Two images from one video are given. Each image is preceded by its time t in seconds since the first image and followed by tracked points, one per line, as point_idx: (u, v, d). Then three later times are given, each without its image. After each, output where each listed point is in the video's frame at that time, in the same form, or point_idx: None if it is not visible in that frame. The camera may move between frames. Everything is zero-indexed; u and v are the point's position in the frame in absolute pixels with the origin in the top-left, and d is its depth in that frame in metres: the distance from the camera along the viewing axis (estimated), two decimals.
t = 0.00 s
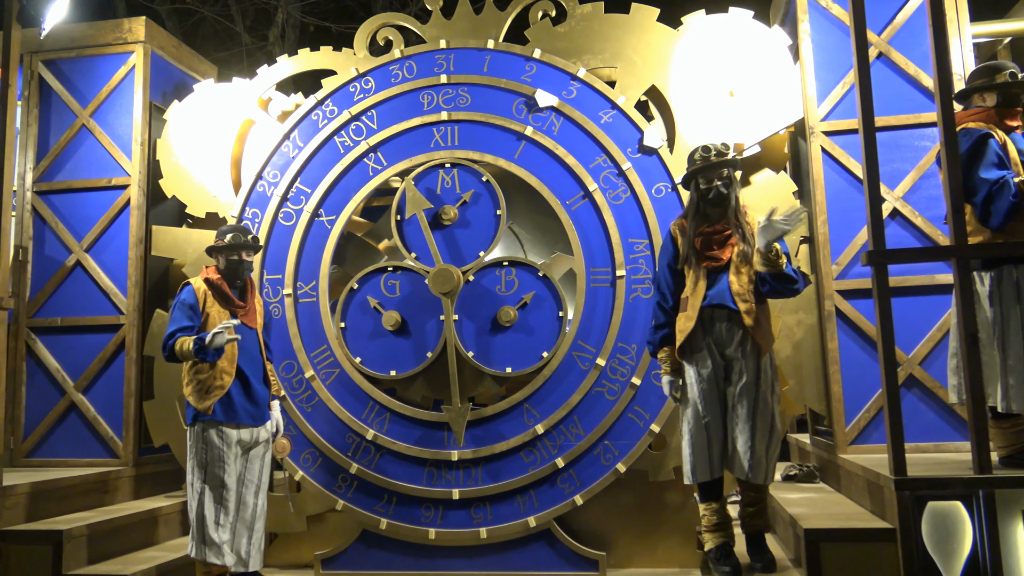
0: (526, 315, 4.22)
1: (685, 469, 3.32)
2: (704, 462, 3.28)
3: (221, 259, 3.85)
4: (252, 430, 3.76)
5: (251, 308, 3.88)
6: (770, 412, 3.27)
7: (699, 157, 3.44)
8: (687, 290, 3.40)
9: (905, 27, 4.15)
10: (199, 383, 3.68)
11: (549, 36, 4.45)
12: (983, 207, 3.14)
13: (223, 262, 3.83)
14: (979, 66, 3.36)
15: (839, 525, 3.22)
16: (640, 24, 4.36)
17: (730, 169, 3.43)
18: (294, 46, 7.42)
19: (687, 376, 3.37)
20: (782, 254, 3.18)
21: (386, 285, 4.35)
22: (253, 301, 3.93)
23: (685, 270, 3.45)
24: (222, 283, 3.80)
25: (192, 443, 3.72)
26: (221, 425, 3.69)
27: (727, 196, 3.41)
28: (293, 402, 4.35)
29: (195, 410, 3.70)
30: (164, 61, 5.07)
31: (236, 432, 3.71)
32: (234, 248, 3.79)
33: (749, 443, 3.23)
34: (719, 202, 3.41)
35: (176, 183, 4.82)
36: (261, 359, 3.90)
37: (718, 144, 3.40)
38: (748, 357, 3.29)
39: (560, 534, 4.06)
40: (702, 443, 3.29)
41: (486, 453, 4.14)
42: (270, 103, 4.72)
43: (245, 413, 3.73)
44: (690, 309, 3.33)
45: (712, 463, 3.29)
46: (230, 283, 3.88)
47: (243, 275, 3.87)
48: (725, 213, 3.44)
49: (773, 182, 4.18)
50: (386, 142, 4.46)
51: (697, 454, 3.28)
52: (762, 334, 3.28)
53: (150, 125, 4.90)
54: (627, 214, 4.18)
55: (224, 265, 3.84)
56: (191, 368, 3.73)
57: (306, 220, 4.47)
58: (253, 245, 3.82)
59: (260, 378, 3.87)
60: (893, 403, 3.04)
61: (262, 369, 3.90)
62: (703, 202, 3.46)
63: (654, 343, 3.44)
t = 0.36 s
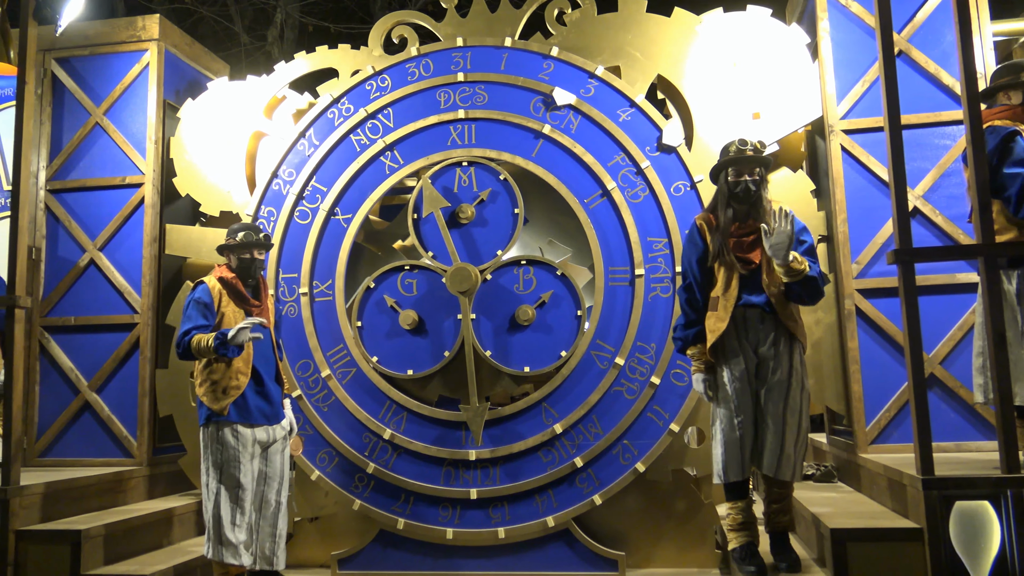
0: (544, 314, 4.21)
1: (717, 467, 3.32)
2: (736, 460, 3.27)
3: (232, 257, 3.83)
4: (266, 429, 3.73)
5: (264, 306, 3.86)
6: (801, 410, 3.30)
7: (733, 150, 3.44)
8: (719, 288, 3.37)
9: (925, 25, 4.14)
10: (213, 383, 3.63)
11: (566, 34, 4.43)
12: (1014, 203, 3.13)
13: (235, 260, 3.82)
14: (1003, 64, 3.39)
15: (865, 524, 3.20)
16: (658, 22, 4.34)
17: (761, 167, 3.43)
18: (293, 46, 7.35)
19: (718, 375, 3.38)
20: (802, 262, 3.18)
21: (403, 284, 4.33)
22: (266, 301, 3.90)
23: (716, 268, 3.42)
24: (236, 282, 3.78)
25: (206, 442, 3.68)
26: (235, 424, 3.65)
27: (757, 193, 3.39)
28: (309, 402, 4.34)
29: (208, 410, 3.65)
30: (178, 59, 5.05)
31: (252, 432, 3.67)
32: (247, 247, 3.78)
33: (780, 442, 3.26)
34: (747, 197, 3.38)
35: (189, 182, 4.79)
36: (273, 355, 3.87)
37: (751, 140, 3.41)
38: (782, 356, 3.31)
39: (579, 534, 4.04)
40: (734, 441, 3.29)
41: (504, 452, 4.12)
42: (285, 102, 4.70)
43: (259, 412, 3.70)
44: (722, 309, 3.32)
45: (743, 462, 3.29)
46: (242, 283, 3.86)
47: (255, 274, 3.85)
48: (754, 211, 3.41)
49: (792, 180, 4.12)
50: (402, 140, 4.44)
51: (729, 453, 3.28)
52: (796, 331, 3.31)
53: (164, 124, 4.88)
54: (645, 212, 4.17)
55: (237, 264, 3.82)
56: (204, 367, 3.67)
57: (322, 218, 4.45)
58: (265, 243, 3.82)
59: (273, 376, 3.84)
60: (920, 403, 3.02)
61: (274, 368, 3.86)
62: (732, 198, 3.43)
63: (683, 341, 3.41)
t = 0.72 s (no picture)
0: (561, 311, 4.19)
1: (737, 466, 3.31)
2: (756, 459, 3.26)
3: (251, 253, 3.79)
4: (285, 425, 3.71)
5: (286, 301, 3.84)
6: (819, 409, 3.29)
7: (759, 145, 3.42)
8: (738, 283, 3.37)
9: (944, 22, 4.13)
10: (237, 376, 3.64)
11: (581, 31, 4.41)
12: None
13: (254, 254, 3.77)
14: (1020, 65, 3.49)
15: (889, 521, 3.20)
16: (675, 19, 4.33)
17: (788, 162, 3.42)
18: (290, 46, 7.26)
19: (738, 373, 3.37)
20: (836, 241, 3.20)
21: (419, 281, 4.31)
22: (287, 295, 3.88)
23: (736, 264, 3.42)
24: (258, 278, 3.76)
25: (229, 438, 3.67)
26: (256, 419, 3.64)
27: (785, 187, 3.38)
28: (325, 400, 4.32)
29: (232, 405, 3.65)
30: (190, 56, 5.03)
31: (272, 428, 3.66)
32: (268, 248, 3.74)
33: (801, 441, 3.27)
34: (775, 191, 3.38)
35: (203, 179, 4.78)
36: (297, 352, 3.82)
37: (776, 135, 3.41)
38: (800, 357, 3.29)
39: (597, 532, 4.03)
40: (754, 440, 3.27)
41: (521, 450, 4.10)
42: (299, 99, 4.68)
43: (281, 404, 3.69)
44: (741, 304, 3.32)
45: (762, 462, 3.28)
46: (264, 279, 3.84)
47: (276, 270, 3.83)
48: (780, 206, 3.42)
49: (810, 178, 4.12)
50: (418, 137, 4.43)
51: (749, 452, 3.27)
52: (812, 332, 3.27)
53: (177, 121, 4.86)
54: (663, 209, 4.16)
55: (257, 260, 3.78)
56: (228, 362, 3.69)
57: (337, 216, 4.43)
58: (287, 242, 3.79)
59: (297, 374, 3.81)
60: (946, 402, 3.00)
61: (297, 364, 3.82)
62: (762, 191, 3.41)
63: (705, 338, 3.44)
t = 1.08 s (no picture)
0: (580, 309, 4.17)
1: (756, 464, 3.31)
2: (775, 457, 3.25)
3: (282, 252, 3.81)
4: (312, 422, 3.70)
5: (312, 301, 3.80)
6: (839, 405, 3.25)
7: (775, 144, 3.41)
8: (756, 279, 3.34)
9: (964, 18, 4.11)
10: (261, 374, 3.65)
11: (598, 28, 4.39)
12: None
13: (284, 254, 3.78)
14: None
15: (915, 519, 3.19)
16: (692, 15, 4.31)
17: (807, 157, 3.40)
18: (288, 44, 7.30)
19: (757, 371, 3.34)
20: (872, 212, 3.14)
21: (436, 279, 4.29)
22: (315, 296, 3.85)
23: (753, 261, 3.40)
24: (284, 278, 3.76)
25: (258, 433, 3.66)
26: (281, 415, 3.62)
27: (805, 182, 3.35)
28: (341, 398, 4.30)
29: (255, 402, 3.65)
30: (203, 52, 5.01)
31: (298, 423, 3.64)
32: (296, 243, 3.78)
33: (821, 439, 3.23)
34: (795, 186, 3.36)
35: (216, 176, 4.75)
36: (321, 353, 3.81)
37: (793, 131, 3.38)
38: (820, 354, 3.25)
39: (617, 531, 4.02)
40: (773, 439, 3.26)
41: (541, 448, 4.09)
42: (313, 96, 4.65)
43: (303, 404, 3.66)
44: (761, 298, 3.29)
45: (783, 460, 3.27)
46: (293, 280, 3.83)
47: (305, 271, 3.81)
48: (801, 201, 3.40)
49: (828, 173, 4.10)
50: (435, 134, 4.41)
51: (768, 450, 3.26)
52: (831, 324, 3.23)
53: (191, 118, 4.84)
54: (682, 206, 4.14)
55: (287, 259, 3.79)
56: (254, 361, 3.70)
57: (354, 213, 4.41)
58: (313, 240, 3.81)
59: (319, 371, 3.79)
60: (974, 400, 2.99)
61: (322, 363, 3.81)
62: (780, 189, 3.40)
63: (721, 334, 3.40)
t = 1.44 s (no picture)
0: (601, 306, 4.16)
1: (783, 462, 3.29)
2: (802, 455, 3.23)
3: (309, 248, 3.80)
4: (333, 420, 3.68)
5: (336, 300, 3.80)
6: (867, 404, 3.23)
7: (794, 141, 3.41)
8: (782, 276, 3.32)
9: (987, 15, 4.10)
10: (283, 370, 3.63)
11: (618, 25, 4.38)
12: None
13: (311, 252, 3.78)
14: None
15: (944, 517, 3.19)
16: (713, 12, 4.29)
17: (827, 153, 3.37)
18: (286, 44, 7.18)
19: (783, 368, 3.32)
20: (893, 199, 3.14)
21: (457, 276, 4.28)
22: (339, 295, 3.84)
23: (778, 257, 3.37)
24: (310, 277, 3.75)
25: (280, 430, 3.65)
26: (302, 412, 3.59)
27: (827, 178, 3.33)
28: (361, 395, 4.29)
29: (277, 398, 3.63)
30: (220, 50, 4.99)
31: (320, 420, 3.63)
32: (323, 240, 3.76)
33: (849, 437, 3.22)
34: (817, 182, 3.33)
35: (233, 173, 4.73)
36: (343, 355, 3.80)
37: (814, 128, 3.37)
38: (851, 352, 3.23)
39: (639, 529, 4.01)
40: (800, 436, 3.25)
41: (562, 446, 4.08)
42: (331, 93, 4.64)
43: (324, 402, 3.63)
44: (788, 295, 3.27)
45: (810, 458, 3.25)
46: (319, 278, 3.82)
47: (331, 273, 3.82)
48: (822, 197, 3.38)
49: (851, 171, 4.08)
50: (454, 131, 4.39)
51: (795, 449, 3.25)
52: (860, 321, 3.21)
53: (208, 115, 4.82)
54: (704, 203, 4.12)
55: (313, 258, 3.79)
56: (277, 357, 3.69)
57: (373, 210, 4.39)
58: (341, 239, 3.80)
59: (341, 369, 3.79)
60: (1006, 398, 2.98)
61: (342, 362, 3.79)
62: (801, 185, 3.39)
63: (747, 333, 3.38)
